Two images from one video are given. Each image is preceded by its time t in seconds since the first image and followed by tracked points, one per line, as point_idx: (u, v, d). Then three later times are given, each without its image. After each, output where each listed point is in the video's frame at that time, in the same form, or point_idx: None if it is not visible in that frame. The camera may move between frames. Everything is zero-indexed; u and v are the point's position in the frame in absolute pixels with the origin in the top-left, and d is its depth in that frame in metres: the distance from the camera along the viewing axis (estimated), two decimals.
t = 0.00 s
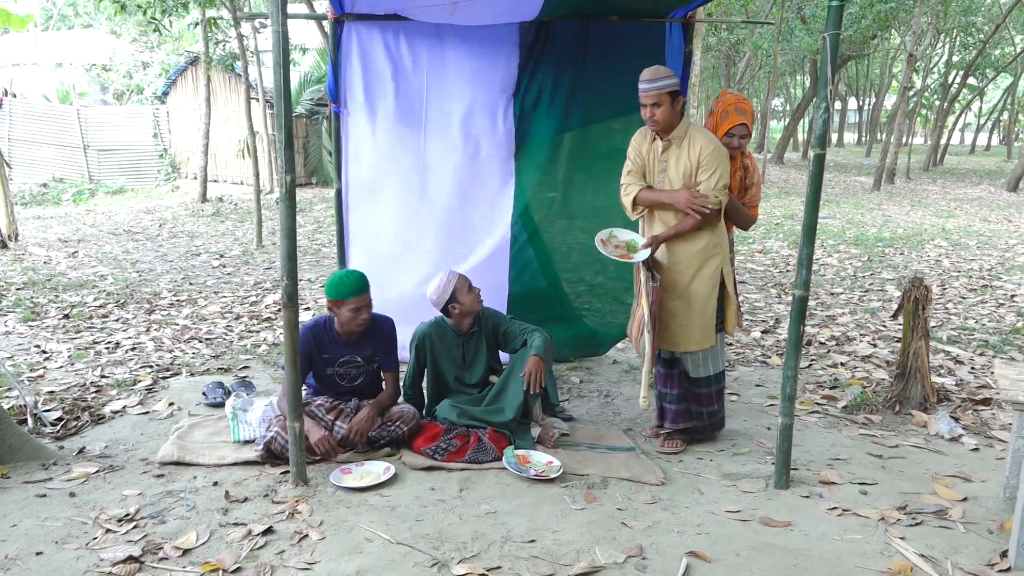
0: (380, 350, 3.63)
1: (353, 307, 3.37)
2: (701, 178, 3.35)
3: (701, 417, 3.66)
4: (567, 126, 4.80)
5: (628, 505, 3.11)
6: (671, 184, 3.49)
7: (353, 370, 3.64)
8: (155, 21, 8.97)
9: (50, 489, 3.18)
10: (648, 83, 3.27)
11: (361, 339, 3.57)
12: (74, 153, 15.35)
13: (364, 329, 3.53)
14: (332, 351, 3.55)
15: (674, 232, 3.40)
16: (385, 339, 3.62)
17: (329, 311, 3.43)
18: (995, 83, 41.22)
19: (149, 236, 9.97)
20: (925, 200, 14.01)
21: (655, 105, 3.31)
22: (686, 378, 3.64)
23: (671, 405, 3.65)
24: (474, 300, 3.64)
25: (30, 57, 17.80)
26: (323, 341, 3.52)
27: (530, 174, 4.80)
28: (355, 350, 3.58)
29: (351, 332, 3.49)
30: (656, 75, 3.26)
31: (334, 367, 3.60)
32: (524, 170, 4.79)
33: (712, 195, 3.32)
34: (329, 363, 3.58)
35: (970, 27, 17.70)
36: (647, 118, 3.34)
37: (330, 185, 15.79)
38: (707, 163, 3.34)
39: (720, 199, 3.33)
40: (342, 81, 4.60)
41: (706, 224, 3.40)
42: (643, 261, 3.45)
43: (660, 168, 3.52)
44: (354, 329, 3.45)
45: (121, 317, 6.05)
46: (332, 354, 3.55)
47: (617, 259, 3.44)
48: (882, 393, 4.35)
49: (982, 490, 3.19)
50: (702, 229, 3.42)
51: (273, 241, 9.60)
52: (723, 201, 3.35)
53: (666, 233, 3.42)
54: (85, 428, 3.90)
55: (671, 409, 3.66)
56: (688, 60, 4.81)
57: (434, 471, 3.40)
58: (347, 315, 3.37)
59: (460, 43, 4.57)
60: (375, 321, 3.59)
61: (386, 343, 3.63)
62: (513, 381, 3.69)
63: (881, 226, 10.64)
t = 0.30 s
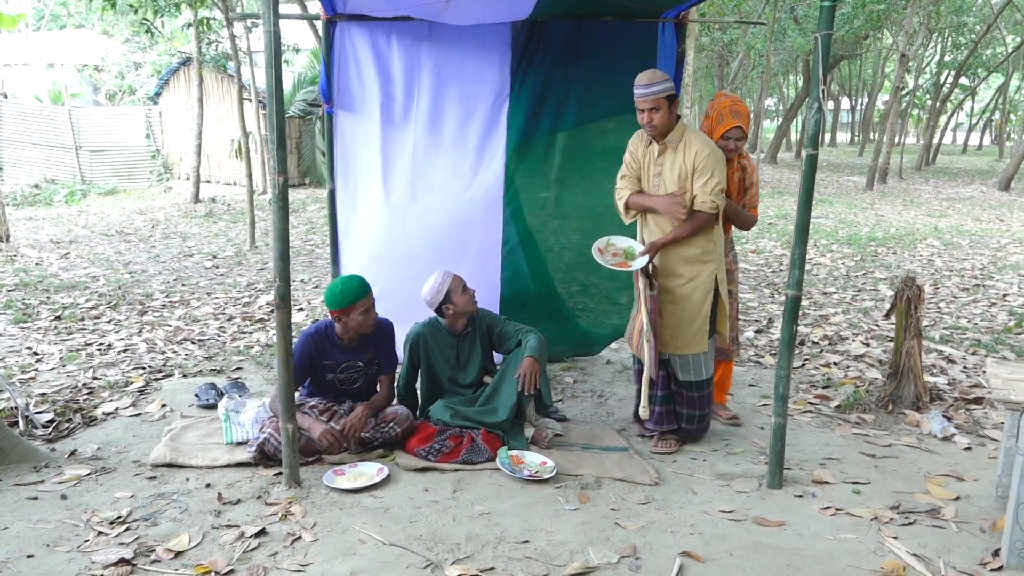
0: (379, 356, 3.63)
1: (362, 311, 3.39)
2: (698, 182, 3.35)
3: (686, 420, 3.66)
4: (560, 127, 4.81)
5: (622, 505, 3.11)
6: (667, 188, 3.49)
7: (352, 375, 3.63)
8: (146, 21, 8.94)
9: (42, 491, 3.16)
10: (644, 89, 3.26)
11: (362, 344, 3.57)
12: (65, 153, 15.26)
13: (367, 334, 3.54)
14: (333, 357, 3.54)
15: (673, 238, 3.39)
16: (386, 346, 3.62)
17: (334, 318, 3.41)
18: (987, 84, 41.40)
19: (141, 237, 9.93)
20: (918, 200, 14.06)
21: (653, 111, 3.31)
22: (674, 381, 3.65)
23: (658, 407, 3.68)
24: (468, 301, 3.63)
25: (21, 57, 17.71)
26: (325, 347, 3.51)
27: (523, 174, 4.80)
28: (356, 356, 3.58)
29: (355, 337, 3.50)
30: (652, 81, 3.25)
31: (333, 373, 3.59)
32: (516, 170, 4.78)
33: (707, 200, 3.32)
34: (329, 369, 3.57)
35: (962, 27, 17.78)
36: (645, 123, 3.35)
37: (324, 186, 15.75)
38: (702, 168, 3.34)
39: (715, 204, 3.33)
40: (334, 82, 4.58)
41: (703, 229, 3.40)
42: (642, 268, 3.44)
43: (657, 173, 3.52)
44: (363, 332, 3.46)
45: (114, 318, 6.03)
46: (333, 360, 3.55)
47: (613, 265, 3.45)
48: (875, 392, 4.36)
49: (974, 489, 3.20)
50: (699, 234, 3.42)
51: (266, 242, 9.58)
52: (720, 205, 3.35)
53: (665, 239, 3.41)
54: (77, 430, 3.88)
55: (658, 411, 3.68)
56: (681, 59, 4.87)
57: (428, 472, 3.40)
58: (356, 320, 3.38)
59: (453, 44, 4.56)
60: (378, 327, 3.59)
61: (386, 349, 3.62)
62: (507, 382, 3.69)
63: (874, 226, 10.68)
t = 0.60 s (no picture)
0: (371, 354, 3.62)
1: (353, 307, 3.37)
2: (696, 181, 3.36)
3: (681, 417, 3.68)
4: (555, 126, 4.82)
5: (616, 503, 3.11)
6: (665, 187, 3.49)
7: (344, 373, 3.63)
8: (140, 19, 8.91)
9: (35, 490, 3.15)
10: (648, 86, 3.25)
11: (353, 341, 3.56)
12: (58, 152, 15.10)
13: (357, 330, 3.53)
14: (324, 354, 3.54)
15: (674, 234, 3.36)
16: (379, 343, 3.61)
17: (324, 313, 3.39)
18: (981, 83, 41.54)
19: (135, 235, 9.89)
20: (912, 199, 14.09)
21: (656, 108, 3.30)
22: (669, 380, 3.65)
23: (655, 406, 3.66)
24: (463, 299, 3.63)
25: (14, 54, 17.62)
26: (316, 344, 3.51)
27: (518, 172, 4.80)
28: (348, 353, 3.58)
29: (345, 333, 3.49)
30: (656, 78, 3.24)
31: (325, 370, 3.58)
32: (511, 168, 4.78)
33: (705, 198, 3.33)
34: (321, 366, 3.56)
35: (955, 26, 17.83)
36: (647, 120, 3.33)
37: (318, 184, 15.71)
38: (700, 167, 3.35)
39: (711, 203, 3.35)
40: (328, 80, 4.61)
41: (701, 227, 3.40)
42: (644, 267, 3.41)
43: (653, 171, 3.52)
44: (353, 328, 3.44)
45: (107, 316, 6.01)
46: (324, 357, 3.54)
47: (615, 264, 3.43)
48: (869, 389, 4.37)
49: (967, 486, 3.22)
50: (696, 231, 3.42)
51: (260, 240, 9.55)
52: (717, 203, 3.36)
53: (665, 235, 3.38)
54: (70, 429, 3.87)
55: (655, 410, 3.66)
56: (676, 59, 4.87)
57: (422, 470, 3.40)
58: (347, 315, 3.37)
59: (447, 41, 4.55)
60: (369, 324, 3.58)
61: (378, 346, 3.62)
62: (502, 380, 3.69)
63: (868, 224, 10.71)
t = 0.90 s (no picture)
0: (361, 353, 3.62)
1: (342, 305, 3.37)
2: (686, 177, 3.39)
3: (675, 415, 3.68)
4: (549, 125, 4.82)
5: (610, 501, 3.12)
6: (654, 184, 3.50)
7: (335, 372, 3.62)
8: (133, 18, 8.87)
9: (28, 490, 3.14)
10: (638, 83, 3.26)
11: (343, 340, 3.56)
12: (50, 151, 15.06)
13: (347, 329, 3.53)
14: (314, 353, 3.54)
15: (669, 230, 3.36)
16: (369, 342, 3.61)
17: (313, 312, 3.38)
18: (973, 83, 41.74)
19: (128, 234, 9.85)
20: (905, 198, 14.15)
21: (647, 106, 3.31)
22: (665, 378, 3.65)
23: (650, 404, 3.66)
24: (457, 299, 3.63)
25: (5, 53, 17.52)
26: (306, 343, 3.51)
27: (511, 171, 4.80)
28: (338, 352, 3.58)
29: (335, 332, 3.48)
30: (645, 76, 3.25)
31: (316, 369, 3.59)
32: (504, 167, 4.78)
33: (695, 193, 3.36)
34: (311, 365, 3.56)
35: (948, 26, 17.91)
36: (637, 117, 3.34)
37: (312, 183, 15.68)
38: (690, 163, 3.39)
39: (702, 198, 3.38)
40: (322, 78, 4.62)
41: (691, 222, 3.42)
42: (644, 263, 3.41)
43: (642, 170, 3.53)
44: (342, 327, 3.44)
45: (100, 316, 5.99)
46: (314, 355, 3.54)
47: (617, 262, 3.40)
48: (862, 387, 4.39)
49: (959, 483, 3.24)
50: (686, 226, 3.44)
51: (253, 239, 9.52)
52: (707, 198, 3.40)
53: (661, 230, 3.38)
54: (63, 429, 3.85)
55: (649, 408, 3.67)
56: (669, 57, 4.88)
57: (417, 469, 3.40)
58: (336, 314, 3.36)
59: (440, 39, 4.54)
60: (359, 323, 3.58)
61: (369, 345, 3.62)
62: (496, 378, 3.69)
63: (861, 223, 10.75)
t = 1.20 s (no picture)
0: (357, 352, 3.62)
1: (337, 304, 3.37)
2: (677, 173, 3.41)
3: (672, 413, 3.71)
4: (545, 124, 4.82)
5: (607, 500, 3.12)
6: (644, 182, 3.52)
7: (331, 371, 3.62)
8: (127, 18, 8.84)
9: (23, 491, 3.13)
10: (627, 82, 3.26)
11: (339, 339, 3.56)
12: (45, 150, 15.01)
13: (342, 327, 3.53)
14: (310, 352, 3.54)
15: (663, 228, 3.37)
16: (364, 341, 3.61)
17: (308, 311, 3.38)
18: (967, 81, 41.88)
19: (123, 234, 9.81)
20: (900, 196, 14.19)
21: (635, 104, 3.31)
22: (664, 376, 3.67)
23: (648, 402, 3.68)
24: (453, 299, 3.62)
25: None
26: (301, 342, 3.51)
27: (508, 170, 4.79)
28: (333, 351, 3.57)
29: (330, 331, 3.48)
30: (634, 75, 3.26)
31: (312, 368, 3.58)
32: (501, 166, 4.77)
33: (686, 189, 3.38)
34: (307, 364, 3.56)
35: (942, 25, 17.95)
36: (626, 116, 3.34)
37: (308, 182, 15.66)
38: (679, 159, 3.42)
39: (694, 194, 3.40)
40: (317, 78, 4.61)
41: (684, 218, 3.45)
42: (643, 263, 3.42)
43: (632, 168, 3.53)
44: (337, 325, 3.44)
45: (95, 316, 5.97)
46: (310, 355, 3.54)
47: (617, 265, 3.41)
48: (857, 385, 4.40)
49: (954, 481, 3.25)
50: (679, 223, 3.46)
51: (249, 239, 9.50)
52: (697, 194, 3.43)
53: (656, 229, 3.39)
54: (58, 429, 3.84)
55: (647, 406, 3.68)
56: (664, 56, 4.89)
57: (413, 468, 3.40)
58: (330, 312, 3.36)
59: (435, 39, 4.54)
60: (354, 321, 3.58)
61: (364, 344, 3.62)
62: (492, 375, 3.69)
63: (856, 221, 10.77)
